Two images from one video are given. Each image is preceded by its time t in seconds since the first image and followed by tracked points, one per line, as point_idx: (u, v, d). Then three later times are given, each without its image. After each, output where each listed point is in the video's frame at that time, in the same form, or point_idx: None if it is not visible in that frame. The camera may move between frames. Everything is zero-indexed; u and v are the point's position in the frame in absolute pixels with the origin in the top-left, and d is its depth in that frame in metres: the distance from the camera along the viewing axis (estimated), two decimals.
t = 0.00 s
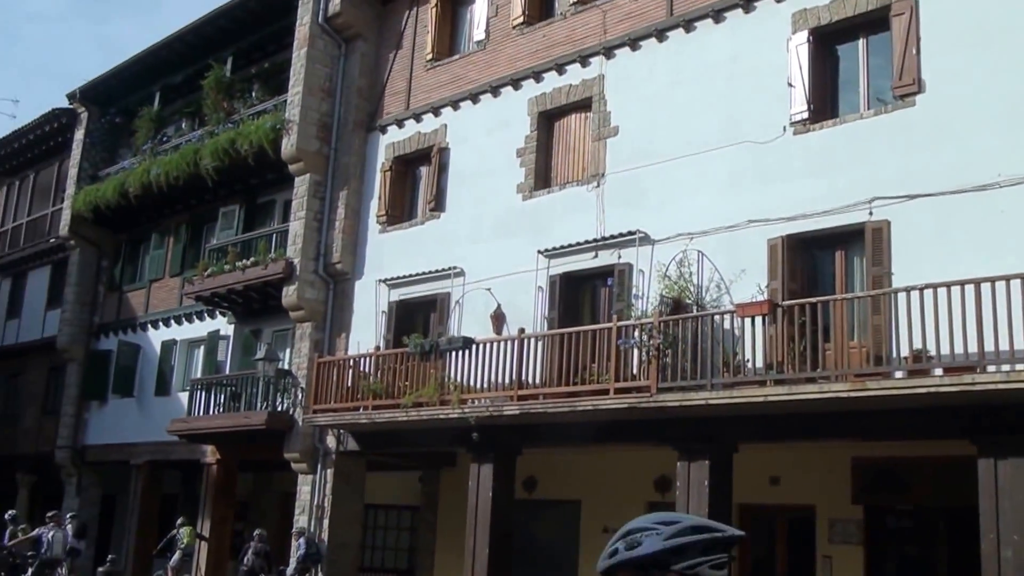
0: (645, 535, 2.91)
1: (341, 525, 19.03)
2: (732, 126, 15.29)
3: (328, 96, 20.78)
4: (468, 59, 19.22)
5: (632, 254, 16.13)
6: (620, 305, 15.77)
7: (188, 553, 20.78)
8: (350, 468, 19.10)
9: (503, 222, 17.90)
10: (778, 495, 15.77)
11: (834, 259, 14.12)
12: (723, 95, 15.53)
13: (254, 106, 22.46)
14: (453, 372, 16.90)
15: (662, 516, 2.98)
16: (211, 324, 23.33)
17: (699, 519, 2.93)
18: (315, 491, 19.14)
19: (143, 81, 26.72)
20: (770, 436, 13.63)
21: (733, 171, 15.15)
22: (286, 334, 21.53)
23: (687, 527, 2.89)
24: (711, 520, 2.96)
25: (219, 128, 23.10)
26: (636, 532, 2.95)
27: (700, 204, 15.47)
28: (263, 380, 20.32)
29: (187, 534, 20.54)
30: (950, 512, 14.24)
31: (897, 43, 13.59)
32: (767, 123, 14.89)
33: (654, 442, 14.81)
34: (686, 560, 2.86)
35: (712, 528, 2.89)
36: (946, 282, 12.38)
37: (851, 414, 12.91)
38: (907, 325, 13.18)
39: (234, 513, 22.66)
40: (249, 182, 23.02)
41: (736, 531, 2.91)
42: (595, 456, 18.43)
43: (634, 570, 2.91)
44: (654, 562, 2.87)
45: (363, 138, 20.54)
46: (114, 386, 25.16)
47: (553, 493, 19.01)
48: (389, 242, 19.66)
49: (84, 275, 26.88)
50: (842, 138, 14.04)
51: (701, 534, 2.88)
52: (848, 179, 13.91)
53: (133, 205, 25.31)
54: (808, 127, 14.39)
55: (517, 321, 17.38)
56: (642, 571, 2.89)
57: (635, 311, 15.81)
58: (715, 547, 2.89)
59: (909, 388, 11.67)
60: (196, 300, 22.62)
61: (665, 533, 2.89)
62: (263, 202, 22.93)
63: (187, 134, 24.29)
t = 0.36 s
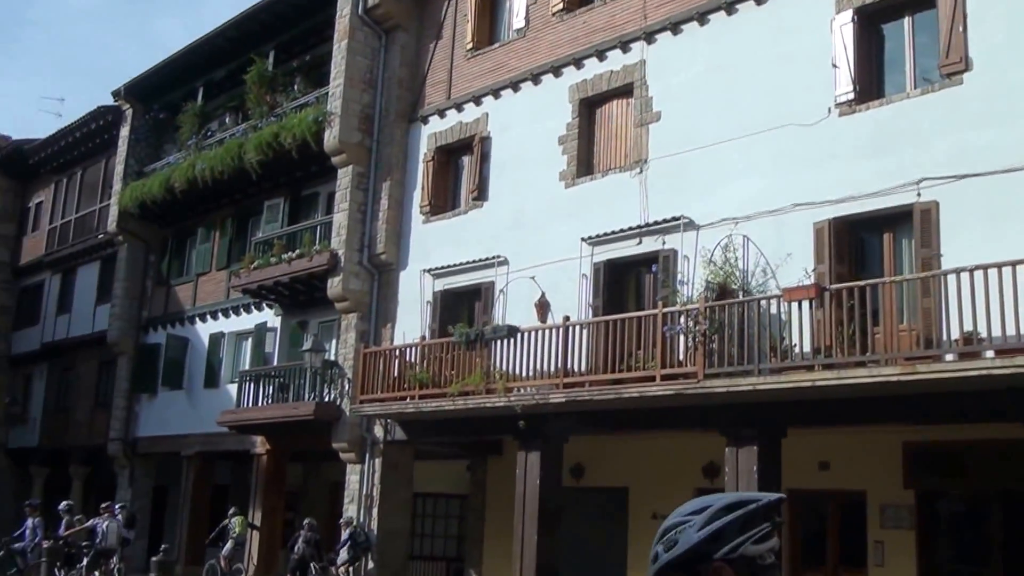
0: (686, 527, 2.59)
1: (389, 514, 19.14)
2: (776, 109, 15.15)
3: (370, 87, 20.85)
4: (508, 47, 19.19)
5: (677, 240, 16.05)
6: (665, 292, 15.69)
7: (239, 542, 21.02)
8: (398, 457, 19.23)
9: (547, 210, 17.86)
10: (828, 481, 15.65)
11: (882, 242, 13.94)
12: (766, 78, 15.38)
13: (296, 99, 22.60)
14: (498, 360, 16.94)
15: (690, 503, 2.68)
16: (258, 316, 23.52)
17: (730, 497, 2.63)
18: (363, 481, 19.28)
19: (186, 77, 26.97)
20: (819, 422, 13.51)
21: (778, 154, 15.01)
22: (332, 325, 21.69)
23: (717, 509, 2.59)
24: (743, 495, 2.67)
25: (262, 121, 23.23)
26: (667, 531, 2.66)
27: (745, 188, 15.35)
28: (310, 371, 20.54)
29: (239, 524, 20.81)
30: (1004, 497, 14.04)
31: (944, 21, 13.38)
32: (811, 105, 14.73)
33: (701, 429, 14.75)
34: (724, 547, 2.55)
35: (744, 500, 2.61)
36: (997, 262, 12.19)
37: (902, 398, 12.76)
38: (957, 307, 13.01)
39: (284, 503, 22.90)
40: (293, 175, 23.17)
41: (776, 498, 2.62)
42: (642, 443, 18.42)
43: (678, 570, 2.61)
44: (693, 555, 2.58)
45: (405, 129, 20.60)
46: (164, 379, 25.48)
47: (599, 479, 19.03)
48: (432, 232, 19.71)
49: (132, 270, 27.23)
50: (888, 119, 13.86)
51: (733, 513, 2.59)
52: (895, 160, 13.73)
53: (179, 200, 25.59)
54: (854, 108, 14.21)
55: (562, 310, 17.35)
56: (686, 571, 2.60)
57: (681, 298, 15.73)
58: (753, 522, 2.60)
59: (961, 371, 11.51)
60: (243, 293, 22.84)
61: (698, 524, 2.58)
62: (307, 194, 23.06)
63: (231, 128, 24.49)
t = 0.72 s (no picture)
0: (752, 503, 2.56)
1: (440, 493, 19.30)
2: (821, 80, 14.99)
3: (411, 69, 20.90)
4: (549, 26, 19.14)
5: (723, 215, 15.95)
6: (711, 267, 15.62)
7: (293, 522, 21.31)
8: (448, 436, 19.39)
9: (591, 188, 17.84)
10: (880, 455, 15.54)
11: (932, 212, 13.79)
12: (811, 49, 15.21)
13: (339, 83, 22.73)
14: (545, 339, 17.00)
15: (756, 473, 2.63)
16: (307, 299, 23.75)
17: (797, 465, 2.57)
18: (414, 460, 19.46)
19: (230, 64, 27.17)
20: (869, 395, 13.43)
21: (824, 127, 14.87)
22: (380, 307, 21.81)
23: (783, 479, 2.54)
24: (811, 462, 2.60)
25: (306, 106, 23.39)
26: (731, 507, 2.60)
27: (791, 162, 15.22)
28: (359, 352, 20.78)
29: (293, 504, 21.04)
30: None
31: None
32: (857, 76, 14.56)
33: (750, 404, 14.72)
34: (794, 517, 2.50)
35: (812, 468, 2.54)
36: None
37: (954, 370, 12.64)
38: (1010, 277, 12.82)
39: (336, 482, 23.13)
40: (337, 158, 23.30)
41: (845, 464, 2.54)
42: (690, 420, 18.44)
43: (751, 546, 2.55)
44: (766, 529, 2.51)
45: (448, 110, 20.64)
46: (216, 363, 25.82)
47: (647, 455, 19.15)
48: (477, 212, 19.77)
49: (182, 256, 27.59)
50: (936, 87, 13.65)
51: (800, 482, 2.52)
52: (943, 129, 13.54)
53: (226, 186, 25.86)
54: (901, 76, 14.02)
55: (608, 288, 17.33)
56: (758, 549, 2.54)
57: (728, 273, 15.64)
58: (821, 490, 2.52)
59: (1014, 342, 11.37)
60: (292, 276, 23.04)
61: (764, 498, 2.52)
62: (352, 177, 23.19)
63: (275, 114, 24.68)
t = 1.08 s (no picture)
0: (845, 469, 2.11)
1: (496, 463, 19.45)
2: (872, 41, 14.77)
3: (457, 43, 20.91)
4: None
5: (774, 181, 15.82)
6: (763, 234, 15.52)
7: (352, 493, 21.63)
8: (502, 408, 19.54)
9: (639, 157, 17.79)
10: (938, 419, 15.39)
11: (988, 172, 13.55)
12: (860, 10, 14.98)
13: (386, 59, 22.84)
14: (597, 309, 17.03)
15: (863, 426, 2.14)
16: (359, 274, 23.97)
17: (908, 422, 2.07)
18: (469, 431, 19.67)
19: (278, 43, 27.36)
20: (926, 360, 13.31)
21: (875, 89, 14.68)
22: (431, 281, 21.96)
23: (886, 441, 2.04)
24: (931, 416, 2.09)
25: (353, 82, 23.53)
26: (838, 462, 2.15)
27: (842, 125, 15.05)
28: (412, 326, 20.98)
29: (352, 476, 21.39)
30: None
31: None
32: (909, 36, 14.33)
33: (804, 370, 14.65)
34: (898, 482, 2.03)
35: (921, 428, 2.04)
36: None
37: (1013, 332, 12.48)
38: None
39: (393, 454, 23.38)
40: (386, 134, 23.42)
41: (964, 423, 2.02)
42: (745, 387, 18.38)
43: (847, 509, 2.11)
44: (865, 494, 2.06)
45: (494, 82, 20.64)
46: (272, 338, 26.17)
47: (702, 424, 19.13)
48: (525, 184, 19.78)
49: (237, 235, 27.95)
50: (991, 45, 13.40)
51: (904, 445, 2.03)
52: (999, 88, 13.30)
53: (277, 164, 26.10)
54: (955, 35, 13.78)
55: (659, 257, 17.28)
56: (859, 511, 2.10)
57: (780, 240, 15.53)
58: (931, 453, 2.03)
59: None
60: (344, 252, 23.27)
61: (863, 459, 2.06)
62: (401, 152, 23.30)
63: (323, 91, 24.86)
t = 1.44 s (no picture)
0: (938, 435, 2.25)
1: (549, 435, 19.58)
2: (925, 3, 14.54)
3: (502, 17, 20.89)
4: None
5: (825, 148, 15.65)
6: (814, 203, 15.39)
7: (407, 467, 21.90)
8: (554, 380, 19.66)
9: (687, 127, 17.70)
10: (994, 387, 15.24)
11: None
12: None
13: (431, 35, 22.94)
14: (648, 282, 17.04)
15: (968, 387, 2.25)
16: (410, 251, 24.14)
17: (1010, 385, 2.18)
18: (521, 404, 19.83)
19: (325, 22, 27.49)
20: (983, 327, 13.17)
21: (928, 52, 14.48)
22: (481, 256, 22.06)
23: (991, 402, 2.15)
24: None
25: (400, 60, 23.62)
26: (937, 426, 2.27)
27: (894, 90, 14.86)
28: (463, 301, 21.13)
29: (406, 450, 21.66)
30: None
31: None
32: None
33: (858, 339, 14.56)
34: (1004, 445, 2.13)
35: None
36: None
37: None
38: None
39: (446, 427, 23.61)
40: (433, 110, 23.49)
41: None
42: (797, 358, 18.31)
43: (950, 467, 2.22)
44: (968, 456, 2.17)
45: (540, 55, 20.62)
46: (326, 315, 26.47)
47: (755, 395, 19.08)
48: (573, 157, 19.76)
49: (289, 213, 28.25)
50: None
51: (1010, 407, 2.13)
52: None
53: (327, 143, 26.31)
54: None
55: (709, 228, 17.21)
56: (962, 471, 2.21)
57: (833, 208, 15.37)
58: None
59: None
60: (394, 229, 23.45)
61: (969, 420, 2.17)
62: (448, 128, 23.37)
63: (370, 69, 25.00)
